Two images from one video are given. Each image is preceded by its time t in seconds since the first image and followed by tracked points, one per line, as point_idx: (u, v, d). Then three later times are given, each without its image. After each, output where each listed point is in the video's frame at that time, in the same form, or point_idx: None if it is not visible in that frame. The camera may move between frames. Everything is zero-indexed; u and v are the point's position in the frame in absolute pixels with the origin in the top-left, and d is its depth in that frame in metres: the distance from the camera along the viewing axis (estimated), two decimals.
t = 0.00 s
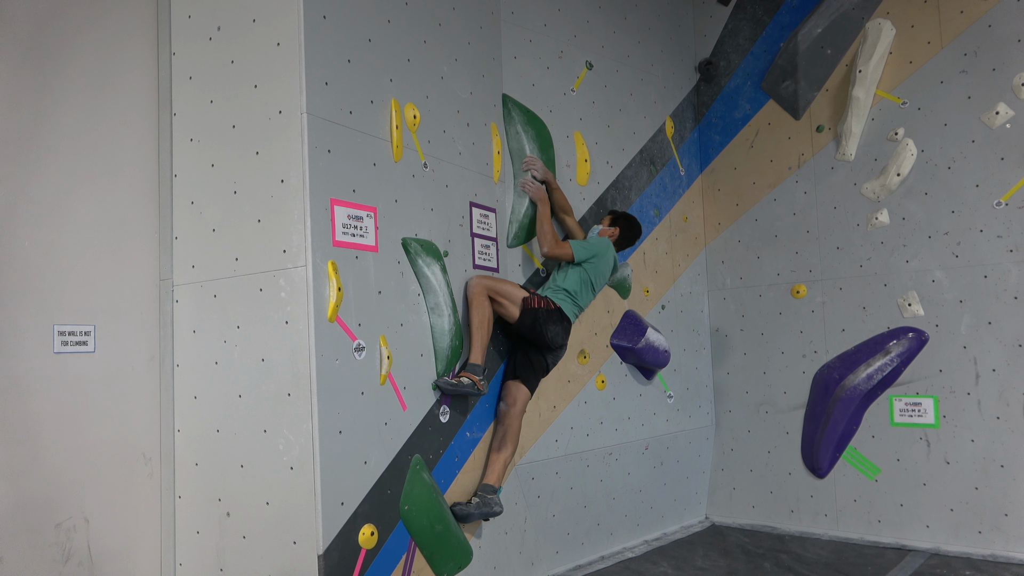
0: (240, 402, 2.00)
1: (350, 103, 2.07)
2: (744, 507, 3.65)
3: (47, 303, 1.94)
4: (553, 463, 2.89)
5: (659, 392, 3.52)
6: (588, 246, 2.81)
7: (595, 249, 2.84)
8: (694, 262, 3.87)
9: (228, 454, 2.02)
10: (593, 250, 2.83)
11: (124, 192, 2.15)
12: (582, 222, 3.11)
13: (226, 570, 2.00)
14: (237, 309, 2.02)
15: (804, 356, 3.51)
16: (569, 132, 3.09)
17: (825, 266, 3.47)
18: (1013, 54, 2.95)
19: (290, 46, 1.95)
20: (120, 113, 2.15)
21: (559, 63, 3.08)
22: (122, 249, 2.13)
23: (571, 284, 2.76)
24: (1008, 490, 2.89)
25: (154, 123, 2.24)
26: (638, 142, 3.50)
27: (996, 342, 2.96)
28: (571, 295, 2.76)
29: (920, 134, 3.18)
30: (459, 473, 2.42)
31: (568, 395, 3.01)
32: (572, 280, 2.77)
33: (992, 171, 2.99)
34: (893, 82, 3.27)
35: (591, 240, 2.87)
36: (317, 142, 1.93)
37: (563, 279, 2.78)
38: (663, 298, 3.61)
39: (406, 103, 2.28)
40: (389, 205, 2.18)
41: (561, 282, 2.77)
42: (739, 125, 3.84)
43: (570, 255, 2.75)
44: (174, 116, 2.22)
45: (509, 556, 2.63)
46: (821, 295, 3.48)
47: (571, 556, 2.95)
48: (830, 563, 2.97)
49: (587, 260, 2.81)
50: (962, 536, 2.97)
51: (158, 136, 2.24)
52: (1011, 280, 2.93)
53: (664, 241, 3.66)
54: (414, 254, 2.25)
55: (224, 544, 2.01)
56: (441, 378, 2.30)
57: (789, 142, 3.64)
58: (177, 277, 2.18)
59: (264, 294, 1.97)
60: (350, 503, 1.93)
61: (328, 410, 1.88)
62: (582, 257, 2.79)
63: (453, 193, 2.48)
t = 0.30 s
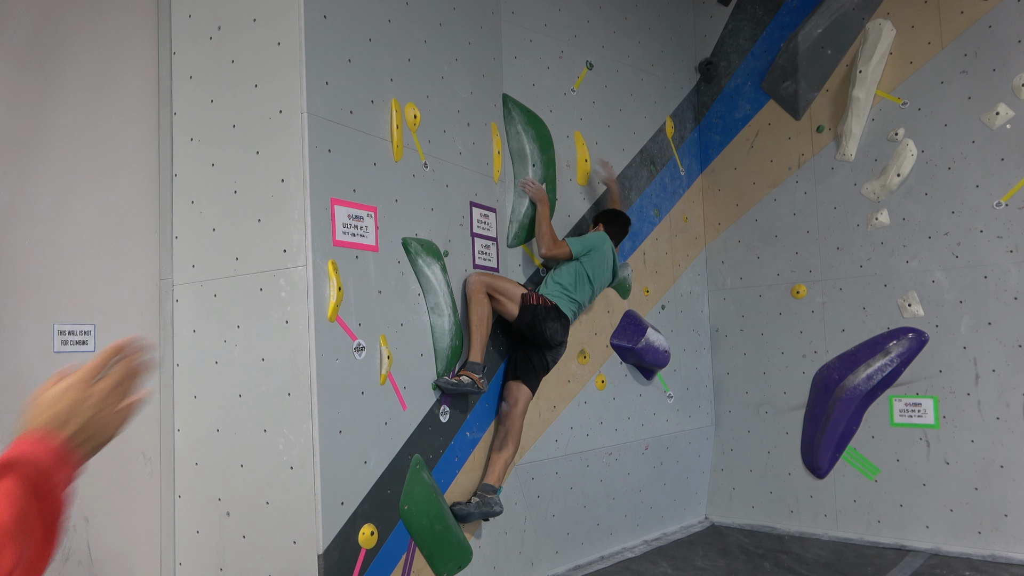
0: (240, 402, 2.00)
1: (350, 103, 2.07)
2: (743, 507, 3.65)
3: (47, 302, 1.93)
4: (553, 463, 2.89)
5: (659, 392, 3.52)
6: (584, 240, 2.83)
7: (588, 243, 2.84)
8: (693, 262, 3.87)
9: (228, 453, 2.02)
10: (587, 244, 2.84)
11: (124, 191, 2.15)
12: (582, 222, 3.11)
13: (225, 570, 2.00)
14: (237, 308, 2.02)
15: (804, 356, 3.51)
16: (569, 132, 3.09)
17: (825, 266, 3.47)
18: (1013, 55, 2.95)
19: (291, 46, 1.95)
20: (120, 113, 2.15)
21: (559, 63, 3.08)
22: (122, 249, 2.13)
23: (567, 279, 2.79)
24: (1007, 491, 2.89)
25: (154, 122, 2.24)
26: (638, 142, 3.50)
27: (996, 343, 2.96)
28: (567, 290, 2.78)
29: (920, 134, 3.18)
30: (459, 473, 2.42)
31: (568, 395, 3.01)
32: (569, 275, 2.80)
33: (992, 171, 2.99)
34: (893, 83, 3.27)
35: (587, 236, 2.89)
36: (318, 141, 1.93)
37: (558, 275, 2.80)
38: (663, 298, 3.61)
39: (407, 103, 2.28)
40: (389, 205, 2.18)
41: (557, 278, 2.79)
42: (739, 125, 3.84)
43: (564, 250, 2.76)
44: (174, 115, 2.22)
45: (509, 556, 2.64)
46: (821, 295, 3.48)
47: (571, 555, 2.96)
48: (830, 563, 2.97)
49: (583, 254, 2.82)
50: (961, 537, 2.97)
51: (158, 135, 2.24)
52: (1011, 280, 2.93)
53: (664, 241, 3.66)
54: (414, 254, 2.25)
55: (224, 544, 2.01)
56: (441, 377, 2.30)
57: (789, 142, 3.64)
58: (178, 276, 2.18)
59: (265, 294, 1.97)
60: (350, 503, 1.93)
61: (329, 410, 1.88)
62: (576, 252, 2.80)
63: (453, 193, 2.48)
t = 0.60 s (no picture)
0: (240, 401, 2.00)
1: (351, 102, 2.07)
2: (743, 507, 3.65)
3: (47, 301, 1.93)
4: (552, 463, 2.89)
5: (659, 392, 3.52)
6: (588, 239, 2.82)
7: (590, 244, 2.83)
8: (693, 262, 3.87)
9: (228, 452, 2.02)
10: (588, 245, 2.82)
11: (125, 189, 2.15)
12: (582, 222, 3.11)
13: (224, 569, 2.00)
14: (237, 307, 2.02)
15: (804, 357, 3.51)
16: (570, 132, 3.09)
17: (825, 267, 3.47)
18: (1014, 56, 2.95)
19: (292, 45, 1.94)
20: (121, 111, 2.15)
21: (560, 62, 3.08)
22: (122, 248, 2.13)
23: (568, 278, 2.78)
24: (1006, 492, 2.89)
25: (154, 121, 2.24)
26: (638, 142, 3.50)
27: (995, 344, 2.96)
28: (567, 289, 2.77)
29: (921, 135, 3.18)
30: (459, 472, 2.42)
31: (568, 395, 3.01)
32: (570, 274, 2.79)
33: (992, 172, 2.99)
34: (894, 84, 3.27)
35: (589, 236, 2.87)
36: (318, 140, 1.93)
37: (558, 276, 2.79)
38: (663, 298, 3.61)
39: (407, 102, 2.28)
40: (389, 205, 2.18)
41: (558, 279, 2.78)
42: (740, 125, 3.84)
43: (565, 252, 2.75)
44: (174, 114, 2.22)
45: (508, 556, 2.64)
46: (821, 295, 3.48)
47: (570, 555, 2.96)
48: (830, 563, 2.97)
49: (586, 253, 2.82)
50: (960, 538, 2.97)
51: (158, 134, 2.24)
52: (1011, 281, 2.93)
53: (665, 241, 3.66)
54: (414, 253, 2.25)
55: (223, 543, 2.01)
56: (441, 376, 2.30)
57: (789, 142, 3.64)
58: (178, 275, 2.17)
59: (265, 293, 1.97)
60: (349, 502, 1.93)
61: (329, 409, 1.88)
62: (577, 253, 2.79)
63: (453, 193, 2.48)
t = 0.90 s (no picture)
0: (240, 400, 2.00)
1: (351, 102, 2.07)
2: (742, 508, 3.65)
3: (47, 301, 1.93)
4: (552, 463, 2.89)
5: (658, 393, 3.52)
6: (588, 239, 2.84)
7: (590, 244, 2.83)
8: (693, 262, 3.87)
9: (227, 452, 2.02)
10: (588, 245, 2.83)
11: (124, 189, 2.14)
12: (582, 222, 3.11)
13: (223, 569, 2.00)
14: (237, 307, 2.02)
15: (803, 357, 3.51)
16: (569, 132, 3.09)
17: (824, 267, 3.47)
18: (1014, 57, 2.95)
19: (292, 45, 1.94)
20: (121, 111, 2.15)
21: (559, 63, 3.08)
22: (122, 248, 2.13)
23: (568, 278, 2.78)
24: (1005, 493, 2.89)
25: (153, 120, 2.23)
26: (638, 142, 3.50)
27: (994, 345, 2.96)
28: (566, 288, 2.76)
29: (920, 135, 3.18)
30: (458, 472, 2.42)
31: (568, 395, 3.01)
32: (570, 274, 2.79)
33: (992, 173, 2.99)
34: (893, 84, 3.27)
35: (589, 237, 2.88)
36: (318, 140, 1.93)
37: (558, 276, 2.79)
38: (662, 299, 3.61)
39: (407, 102, 2.28)
40: (389, 205, 2.18)
41: (559, 279, 2.78)
42: (739, 126, 3.84)
43: (565, 251, 2.76)
44: (174, 113, 2.21)
45: (508, 556, 2.63)
46: (820, 296, 3.48)
47: (570, 555, 2.96)
48: (828, 564, 2.97)
49: (586, 253, 2.83)
50: (959, 538, 2.97)
51: (158, 133, 2.24)
52: (1010, 282, 2.93)
53: (664, 241, 3.66)
54: (414, 253, 2.25)
55: (222, 543, 2.00)
56: (441, 377, 2.30)
57: (789, 143, 3.64)
58: (177, 275, 2.17)
59: (265, 292, 1.96)
60: (349, 502, 1.93)
61: (329, 409, 1.88)
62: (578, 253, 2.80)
63: (453, 193, 2.48)
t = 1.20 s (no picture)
0: (239, 400, 2.00)
1: (350, 101, 2.07)
2: (741, 507, 3.65)
3: (46, 301, 1.93)
4: (551, 463, 2.89)
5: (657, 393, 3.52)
6: (588, 238, 2.84)
7: (591, 243, 2.84)
8: (692, 262, 3.87)
9: (226, 451, 2.02)
10: (589, 244, 2.83)
11: (123, 189, 2.14)
12: (581, 221, 3.11)
13: (222, 569, 2.00)
14: (235, 306, 2.02)
15: (802, 357, 3.51)
16: (568, 132, 3.09)
17: (823, 267, 3.48)
18: (1012, 56, 2.95)
19: (290, 45, 1.94)
20: (120, 111, 2.15)
21: (558, 63, 3.08)
22: (121, 248, 2.13)
23: (568, 277, 2.78)
24: (1004, 492, 2.89)
25: (152, 120, 2.23)
26: (637, 141, 3.50)
27: (993, 344, 2.96)
28: (566, 287, 2.77)
29: (919, 135, 3.18)
30: (458, 472, 2.42)
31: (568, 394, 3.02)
32: (570, 273, 2.79)
33: (990, 172, 2.99)
34: (892, 84, 3.27)
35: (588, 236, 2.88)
36: (317, 140, 1.92)
37: (558, 275, 2.78)
38: (661, 298, 3.61)
39: (406, 101, 2.28)
40: (388, 204, 2.18)
41: (558, 278, 2.77)
42: (738, 125, 3.84)
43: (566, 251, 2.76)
44: (173, 112, 2.21)
45: (507, 556, 2.63)
46: (819, 295, 3.48)
47: (569, 555, 2.96)
48: (827, 563, 2.97)
49: (586, 252, 2.83)
50: (958, 537, 2.97)
51: (157, 133, 2.23)
52: (1009, 281, 2.93)
53: (663, 241, 3.66)
54: (412, 253, 2.25)
55: (221, 543, 2.00)
56: (439, 376, 2.30)
57: (788, 142, 3.64)
58: (176, 274, 2.17)
59: (263, 292, 1.96)
60: (348, 502, 1.93)
61: (328, 409, 1.88)
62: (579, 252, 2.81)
63: (452, 192, 2.48)
